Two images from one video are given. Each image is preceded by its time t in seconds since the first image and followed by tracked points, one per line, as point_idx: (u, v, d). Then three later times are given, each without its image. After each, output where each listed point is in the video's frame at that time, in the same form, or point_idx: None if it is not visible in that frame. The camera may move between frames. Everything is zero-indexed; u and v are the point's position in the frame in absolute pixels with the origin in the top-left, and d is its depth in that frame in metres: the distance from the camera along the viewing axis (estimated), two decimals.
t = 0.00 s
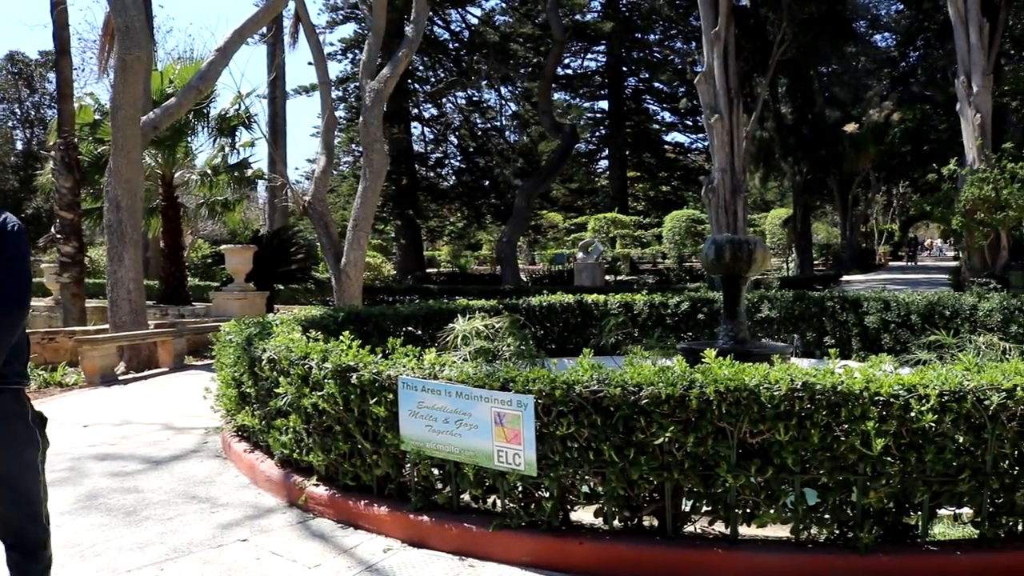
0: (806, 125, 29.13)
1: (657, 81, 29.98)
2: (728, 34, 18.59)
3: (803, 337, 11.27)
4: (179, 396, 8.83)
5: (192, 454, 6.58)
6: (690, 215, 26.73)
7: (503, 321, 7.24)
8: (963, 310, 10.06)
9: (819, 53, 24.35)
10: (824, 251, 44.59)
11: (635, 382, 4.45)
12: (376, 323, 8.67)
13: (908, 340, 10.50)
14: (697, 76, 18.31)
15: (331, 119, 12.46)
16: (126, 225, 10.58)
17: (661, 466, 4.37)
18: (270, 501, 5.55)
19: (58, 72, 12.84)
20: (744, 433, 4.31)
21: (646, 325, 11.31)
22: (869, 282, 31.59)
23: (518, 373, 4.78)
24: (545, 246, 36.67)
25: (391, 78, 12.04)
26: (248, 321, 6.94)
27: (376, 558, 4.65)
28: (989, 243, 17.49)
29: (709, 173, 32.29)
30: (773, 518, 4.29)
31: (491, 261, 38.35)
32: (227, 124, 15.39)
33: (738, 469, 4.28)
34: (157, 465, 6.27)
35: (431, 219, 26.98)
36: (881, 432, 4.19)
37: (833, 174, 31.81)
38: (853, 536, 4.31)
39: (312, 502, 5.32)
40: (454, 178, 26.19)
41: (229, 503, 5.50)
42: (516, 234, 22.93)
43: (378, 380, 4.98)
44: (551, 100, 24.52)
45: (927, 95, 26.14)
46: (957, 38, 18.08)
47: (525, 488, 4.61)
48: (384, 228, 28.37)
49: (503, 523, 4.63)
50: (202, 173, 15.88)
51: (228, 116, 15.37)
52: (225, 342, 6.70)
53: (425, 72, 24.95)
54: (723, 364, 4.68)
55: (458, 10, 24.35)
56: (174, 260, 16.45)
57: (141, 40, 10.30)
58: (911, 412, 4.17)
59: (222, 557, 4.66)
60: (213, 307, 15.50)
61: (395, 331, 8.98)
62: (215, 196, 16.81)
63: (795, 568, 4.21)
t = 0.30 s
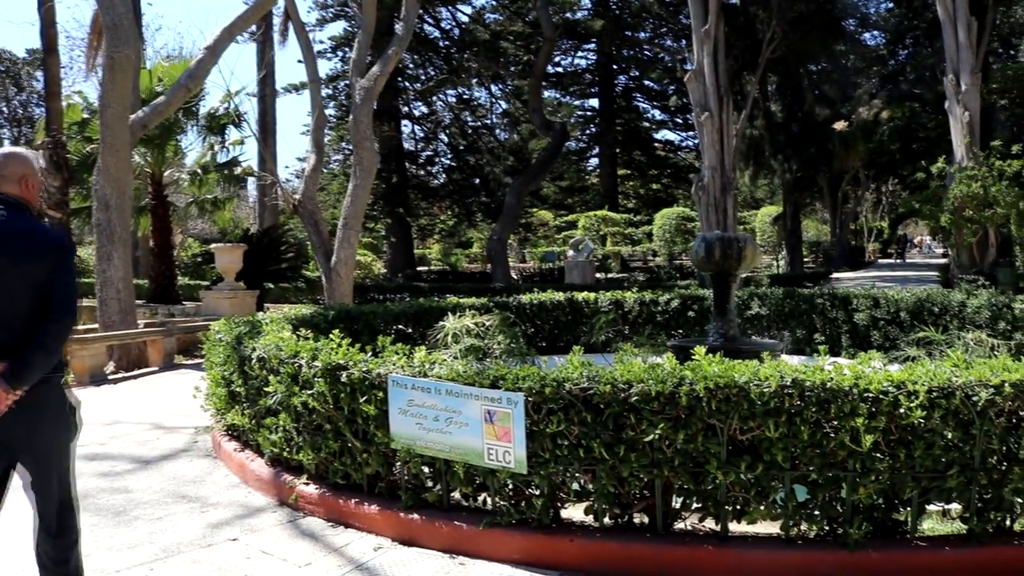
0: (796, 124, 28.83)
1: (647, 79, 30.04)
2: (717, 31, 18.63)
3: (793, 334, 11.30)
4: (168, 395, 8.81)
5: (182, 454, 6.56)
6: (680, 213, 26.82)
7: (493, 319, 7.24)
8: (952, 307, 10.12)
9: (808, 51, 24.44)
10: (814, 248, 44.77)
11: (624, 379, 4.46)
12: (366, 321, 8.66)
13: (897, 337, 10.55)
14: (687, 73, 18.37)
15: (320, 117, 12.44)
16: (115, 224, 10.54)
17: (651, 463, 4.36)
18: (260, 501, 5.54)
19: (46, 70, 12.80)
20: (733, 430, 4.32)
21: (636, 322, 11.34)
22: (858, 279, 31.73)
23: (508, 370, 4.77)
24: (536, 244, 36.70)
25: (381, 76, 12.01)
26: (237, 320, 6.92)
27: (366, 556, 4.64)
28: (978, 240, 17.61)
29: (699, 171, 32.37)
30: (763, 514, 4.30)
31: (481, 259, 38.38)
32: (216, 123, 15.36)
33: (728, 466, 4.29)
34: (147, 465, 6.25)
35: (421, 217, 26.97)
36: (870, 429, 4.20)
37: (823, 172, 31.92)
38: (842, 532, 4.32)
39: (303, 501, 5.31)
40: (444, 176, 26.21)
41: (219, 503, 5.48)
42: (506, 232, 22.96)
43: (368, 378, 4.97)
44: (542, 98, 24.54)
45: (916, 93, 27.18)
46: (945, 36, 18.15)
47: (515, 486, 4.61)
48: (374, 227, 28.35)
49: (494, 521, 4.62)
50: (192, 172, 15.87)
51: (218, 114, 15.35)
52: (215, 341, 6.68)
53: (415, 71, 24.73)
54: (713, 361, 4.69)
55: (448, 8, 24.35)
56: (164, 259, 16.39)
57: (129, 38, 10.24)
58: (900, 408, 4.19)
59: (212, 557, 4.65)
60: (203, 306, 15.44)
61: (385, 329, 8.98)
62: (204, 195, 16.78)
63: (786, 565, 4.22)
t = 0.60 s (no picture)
0: (784, 122, 29.16)
1: (636, 78, 30.08)
2: (706, 30, 18.68)
3: (782, 332, 11.33)
4: (154, 394, 8.78)
5: (169, 453, 6.53)
6: (669, 211, 26.90)
7: (482, 318, 7.23)
8: (939, 306, 10.22)
9: (796, 50, 24.53)
10: (802, 247, 44.97)
11: (613, 377, 4.46)
12: (354, 319, 8.64)
13: (885, 335, 10.62)
14: (676, 72, 18.41)
15: (309, 115, 12.40)
16: (101, 222, 10.45)
17: (639, 461, 4.36)
18: (247, 500, 5.52)
19: (31, 67, 12.72)
20: (721, 428, 4.32)
21: (625, 321, 11.36)
22: (846, 277, 31.91)
23: (496, 369, 4.77)
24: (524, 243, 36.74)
25: (369, 74, 11.98)
26: (225, 319, 6.89)
27: (354, 556, 4.63)
28: (964, 239, 17.71)
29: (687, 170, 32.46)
30: (751, 512, 4.31)
31: (470, 258, 38.38)
32: (204, 121, 15.30)
33: (716, 464, 4.30)
34: (133, 465, 6.22)
35: (410, 216, 26.96)
36: (858, 426, 4.21)
37: (811, 171, 32.07)
38: (831, 529, 4.33)
39: (290, 500, 5.29)
40: (433, 175, 26.26)
41: (206, 502, 5.46)
42: (495, 231, 22.97)
43: (355, 377, 4.96)
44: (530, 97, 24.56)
45: (903, 92, 27.21)
46: (932, 36, 18.20)
47: (504, 484, 4.61)
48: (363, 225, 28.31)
49: (482, 520, 4.61)
50: (179, 170, 15.84)
51: (205, 112, 15.28)
52: (202, 341, 6.65)
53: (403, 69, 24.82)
54: (701, 359, 4.69)
55: (437, 6, 24.36)
56: (151, 258, 16.31)
57: (116, 35, 10.17)
58: (887, 406, 4.20)
59: (199, 557, 4.63)
60: (190, 305, 15.36)
61: (374, 328, 8.97)
62: (192, 193, 16.73)
63: (774, 563, 4.22)
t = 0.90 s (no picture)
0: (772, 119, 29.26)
1: (624, 75, 30.08)
2: (694, 27, 18.69)
3: (769, 328, 11.29)
4: (141, 390, 8.75)
5: (155, 450, 6.50)
6: (657, 208, 26.97)
7: (470, 314, 7.23)
8: (925, 302, 10.31)
9: (784, 48, 24.58)
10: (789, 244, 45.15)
11: (601, 373, 4.46)
12: (343, 315, 8.62)
13: (872, 331, 10.69)
14: (664, 69, 18.43)
15: (296, 111, 12.35)
16: (87, 218, 10.35)
17: (627, 456, 4.37)
18: (234, 497, 5.50)
19: (16, 62, 12.61)
20: (709, 424, 4.33)
21: (613, 317, 11.37)
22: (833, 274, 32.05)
23: (484, 365, 4.76)
24: (513, 239, 36.73)
25: (358, 70, 11.94)
26: (212, 315, 6.86)
27: (342, 552, 4.62)
28: (951, 235, 17.81)
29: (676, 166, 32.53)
30: (739, 508, 4.31)
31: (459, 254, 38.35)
32: (191, 116, 15.22)
33: (704, 459, 4.30)
34: (119, 462, 6.18)
35: (398, 212, 26.91)
36: (844, 422, 4.23)
37: (799, 168, 32.19)
38: (818, 524, 4.35)
39: (277, 496, 5.28)
40: (421, 171, 26.26)
41: (193, 499, 5.44)
42: (484, 227, 22.95)
43: (343, 373, 4.95)
44: (519, 93, 24.55)
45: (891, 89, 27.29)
46: (919, 34, 18.29)
47: (492, 480, 4.61)
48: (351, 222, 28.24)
49: (470, 516, 4.61)
50: (166, 166, 15.76)
51: (192, 108, 15.20)
52: (189, 337, 6.63)
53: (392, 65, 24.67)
54: (689, 355, 4.70)
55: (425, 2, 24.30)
56: (138, 255, 16.21)
57: (101, 30, 10.07)
58: (873, 402, 4.23)
59: (186, 554, 4.60)
60: (177, 301, 15.23)
61: (362, 324, 8.95)
62: (179, 189, 16.68)
63: (761, 558, 4.23)
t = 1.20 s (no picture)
0: (757, 112, 29.94)
1: (610, 69, 30.08)
2: (680, 21, 18.70)
3: (755, 322, 11.38)
4: (125, 386, 8.71)
5: (140, 446, 6.47)
6: (643, 202, 27.04)
7: (456, 308, 7.23)
8: (909, 295, 10.39)
9: (770, 42, 24.62)
10: (775, 237, 45.33)
11: (586, 367, 4.46)
12: (328, 310, 8.61)
13: (856, 324, 10.77)
14: (650, 63, 18.42)
15: (281, 106, 12.29)
16: (71, 213, 10.28)
17: (613, 450, 4.38)
18: (220, 492, 5.49)
19: None
20: (694, 417, 4.35)
21: (600, 310, 11.39)
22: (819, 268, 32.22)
23: (469, 359, 4.76)
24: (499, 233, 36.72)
25: (343, 64, 11.87)
26: (197, 310, 6.83)
27: (329, 547, 4.61)
28: (934, 229, 17.90)
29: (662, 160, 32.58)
30: (724, 500, 4.34)
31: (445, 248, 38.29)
32: (175, 110, 15.12)
33: (690, 452, 4.31)
34: (104, 458, 6.15)
35: (384, 206, 26.85)
36: (829, 415, 4.25)
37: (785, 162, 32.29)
38: (803, 517, 4.37)
39: (264, 492, 5.27)
40: (407, 166, 26.13)
41: (179, 495, 5.42)
42: (470, 222, 22.92)
43: (329, 368, 4.94)
44: (505, 87, 24.52)
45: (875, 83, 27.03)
46: (904, 28, 18.33)
47: (478, 475, 4.61)
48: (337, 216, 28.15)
49: (457, 510, 4.61)
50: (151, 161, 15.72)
51: (177, 101, 15.10)
52: (174, 332, 6.60)
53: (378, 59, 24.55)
54: (675, 348, 4.71)
55: None
56: (123, 250, 16.11)
57: (84, 23, 9.98)
58: (858, 394, 4.25)
59: (172, 549, 4.59)
60: (163, 297, 15.16)
61: (348, 319, 8.95)
62: (165, 183, 16.61)
63: (746, 550, 4.26)
